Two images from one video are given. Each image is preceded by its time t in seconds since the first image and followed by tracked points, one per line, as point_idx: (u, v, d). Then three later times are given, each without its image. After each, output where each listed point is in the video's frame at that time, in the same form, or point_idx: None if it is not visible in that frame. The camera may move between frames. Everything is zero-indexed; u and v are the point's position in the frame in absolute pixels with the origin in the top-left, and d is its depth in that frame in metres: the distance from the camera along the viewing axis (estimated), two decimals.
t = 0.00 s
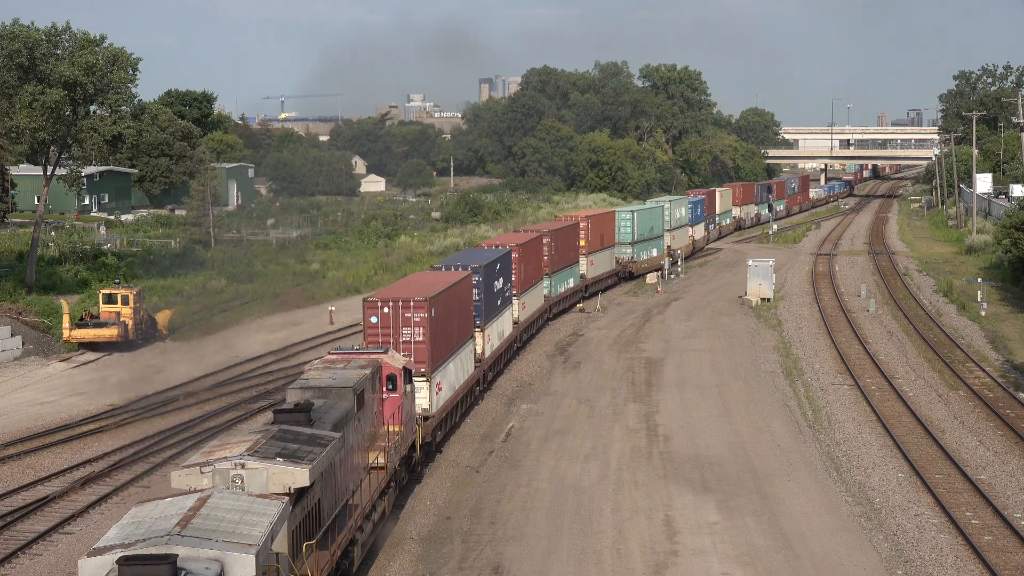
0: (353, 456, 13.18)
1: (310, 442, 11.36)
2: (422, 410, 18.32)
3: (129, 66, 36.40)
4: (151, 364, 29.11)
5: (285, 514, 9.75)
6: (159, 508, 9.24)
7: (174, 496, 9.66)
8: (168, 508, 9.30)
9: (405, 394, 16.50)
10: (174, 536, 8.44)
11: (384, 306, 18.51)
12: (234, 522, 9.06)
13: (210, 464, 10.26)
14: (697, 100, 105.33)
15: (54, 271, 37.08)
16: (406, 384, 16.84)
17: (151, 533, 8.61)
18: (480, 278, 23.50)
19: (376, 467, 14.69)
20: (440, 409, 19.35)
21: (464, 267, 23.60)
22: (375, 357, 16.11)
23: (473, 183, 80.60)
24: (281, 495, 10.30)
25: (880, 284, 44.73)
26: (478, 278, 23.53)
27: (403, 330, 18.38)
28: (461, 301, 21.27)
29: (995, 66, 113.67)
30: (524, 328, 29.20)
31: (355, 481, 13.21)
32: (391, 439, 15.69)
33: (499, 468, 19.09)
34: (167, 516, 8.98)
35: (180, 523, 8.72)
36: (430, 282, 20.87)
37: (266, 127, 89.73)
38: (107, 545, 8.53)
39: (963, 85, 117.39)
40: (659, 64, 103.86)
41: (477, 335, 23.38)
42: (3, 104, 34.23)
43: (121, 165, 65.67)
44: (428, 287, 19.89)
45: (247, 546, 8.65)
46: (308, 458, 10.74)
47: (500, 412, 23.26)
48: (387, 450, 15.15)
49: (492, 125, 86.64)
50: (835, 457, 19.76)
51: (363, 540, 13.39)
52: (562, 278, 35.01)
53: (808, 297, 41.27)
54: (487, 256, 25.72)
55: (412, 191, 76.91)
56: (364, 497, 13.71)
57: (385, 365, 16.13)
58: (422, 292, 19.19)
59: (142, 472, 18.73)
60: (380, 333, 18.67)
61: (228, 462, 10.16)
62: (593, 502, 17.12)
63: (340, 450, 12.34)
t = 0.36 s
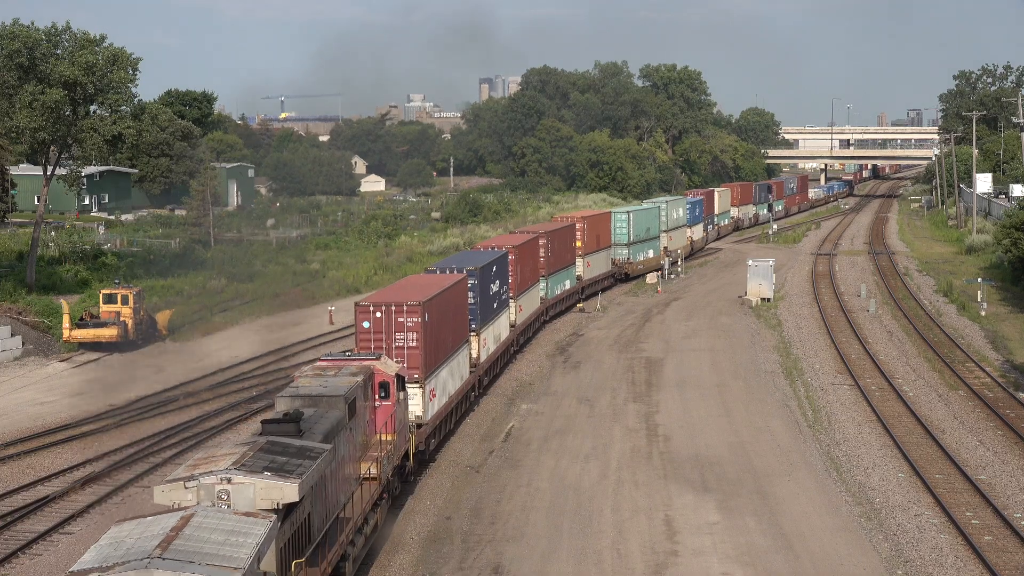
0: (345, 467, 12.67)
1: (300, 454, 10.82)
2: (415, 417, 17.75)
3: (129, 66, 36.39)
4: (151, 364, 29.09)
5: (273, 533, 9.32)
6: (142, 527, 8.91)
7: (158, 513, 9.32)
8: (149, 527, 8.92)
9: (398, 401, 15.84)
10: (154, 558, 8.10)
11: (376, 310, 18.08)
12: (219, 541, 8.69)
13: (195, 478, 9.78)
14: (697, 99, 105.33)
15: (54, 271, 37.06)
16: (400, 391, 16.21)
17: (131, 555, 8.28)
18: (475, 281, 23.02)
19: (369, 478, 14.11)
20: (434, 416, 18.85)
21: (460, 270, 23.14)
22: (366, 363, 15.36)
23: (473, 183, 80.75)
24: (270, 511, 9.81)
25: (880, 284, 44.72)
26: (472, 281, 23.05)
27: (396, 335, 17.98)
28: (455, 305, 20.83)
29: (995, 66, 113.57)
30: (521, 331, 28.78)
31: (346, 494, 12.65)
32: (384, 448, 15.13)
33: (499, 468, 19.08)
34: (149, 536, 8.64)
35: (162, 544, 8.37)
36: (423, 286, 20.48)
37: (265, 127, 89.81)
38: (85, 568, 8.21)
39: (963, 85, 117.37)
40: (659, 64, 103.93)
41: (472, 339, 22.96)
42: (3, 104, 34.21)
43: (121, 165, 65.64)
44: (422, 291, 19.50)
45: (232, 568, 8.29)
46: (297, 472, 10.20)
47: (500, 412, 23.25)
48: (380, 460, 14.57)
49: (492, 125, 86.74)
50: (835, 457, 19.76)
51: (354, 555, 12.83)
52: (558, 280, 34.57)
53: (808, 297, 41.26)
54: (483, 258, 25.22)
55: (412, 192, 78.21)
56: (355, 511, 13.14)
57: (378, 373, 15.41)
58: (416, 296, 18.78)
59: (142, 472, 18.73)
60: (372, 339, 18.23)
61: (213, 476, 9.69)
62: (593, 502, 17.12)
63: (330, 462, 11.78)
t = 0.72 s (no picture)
0: (335, 479, 12.32)
1: (288, 468, 10.36)
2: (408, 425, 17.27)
3: (129, 66, 36.40)
4: (151, 364, 29.10)
5: (259, 555, 8.85)
6: (120, 549, 8.44)
7: (138, 534, 8.84)
8: (128, 548, 8.46)
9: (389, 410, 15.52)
10: None
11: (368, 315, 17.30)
12: (201, 564, 8.23)
13: (177, 495, 9.29)
14: (697, 100, 105.33)
15: (54, 271, 37.06)
16: (392, 399, 15.79)
17: None
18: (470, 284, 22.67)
19: (360, 490, 13.69)
20: (428, 423, 18.22)
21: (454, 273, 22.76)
22: (359, 371, 15.17)
23: (473, 183, 80.98)
24: (257, 529, 9.33)
25: (880, 284, 44.75)
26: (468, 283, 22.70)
27: (388, 341, 17.22)
28: (449, 308, 20.15)
29: (995, 66, 113.59)
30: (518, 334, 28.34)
31: (337, 506, 12.25)
32: (376, 458, 14.73)
33: (499, 468, 19.10)
34: (128, 559, 8.17)
35: (140, 568, 7.90)
36: (417, 289, 19.74)
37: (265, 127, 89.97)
38: None
39: (963, 85, 117.38)
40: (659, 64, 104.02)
41: (467, 344, 22.38)
42: (3, 104, 34.19)
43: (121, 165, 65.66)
44: (415, 295, 18.75)
45: None
46: (285, 488, 9.74)
47: (500, 412, 23.27)
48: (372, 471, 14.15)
49: (492, 125, 86.83)
50: (835, 457, 19.77)
51: (345, 570, 12.41)
52: (555, 282, 34.08)
53: (808, 297, 41.28)
54: (476, 260, 24.76)
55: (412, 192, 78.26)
56: (346, 524, 12.72)
57: (370, 380, 15.12)
58: (408, 300, 18.02)
59: (142, 472, 18.74)
60: (363, 344, 17.44)
61: (197, 493, 9.22)
62: (593, 502, 17.13)
63: (321, 474, 11.41)
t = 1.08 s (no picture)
0: (325, 493, 11.92)
1: (276, 484, 9.97)
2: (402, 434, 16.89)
3: (129, 66, 36.42)
4: (151, 364, 29.07)
5: None
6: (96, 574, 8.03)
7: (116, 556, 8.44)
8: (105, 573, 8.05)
9: (384, 418, 15.02)
10: None
11: (359, 320, 16.99)
12: None
13: (158, 512, 8.87)
14: (697, 100, 105.32)
15: (54, 271, 37.04)
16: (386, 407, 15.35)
17: None
18: (463, 288, 22.18)
19: (352, 502, 13.29)
20: (422, 431, 17.86)
21: (448, 276, 22.28)
22: (350, 379, 14.62)
23: (473, 183, 81.20)
24: (241, 550, 8.92)
25: (880, 284, 44.78)
26: (462, 288, 22.22)
27: (380, 347, 16.90)
28: (443, 313, 19.81)
29: (995, 66, 113.57)
30: (514, 338, 27.79)
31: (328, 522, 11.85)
32: (368, 468, 14.32)
33: (499, 468, 19.10)
34: None
35: None
36: (410, 294, 19.41)
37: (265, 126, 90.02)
38: None
39: (963, 85, 117.40)
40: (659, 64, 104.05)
41: (462, 349, 22.01)
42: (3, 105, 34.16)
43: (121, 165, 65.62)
44: (408, 299, 18.44)
45: None
46: (271, 506, 9.33)
47: (500, 412, 23.28)
48: (364, 482, 13.73)
49: (493, 125, 86.97)
50: (835, 457, 19.77)
51: None
52: (551, 285, 33.35)
53: (808, 297, 41.30)
54: (473, 262, 24.31)
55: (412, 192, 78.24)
56: (337, 540, 12.33)
57: (361, 389, 14.53)
58: (401, 305, 17.72)
59: (143, 472, 18.74)
60: (354, 351, 17.13)
61: (180, 511, 8.81)
62: (593, 502, 17.13)
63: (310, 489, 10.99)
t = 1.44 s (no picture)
0: (315, 506, 11.38)
1: (262, 501, 9.54)
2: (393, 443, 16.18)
3: (128, 66, 36.45)
4: (151, 364, 29.06)
5: None
6: None
7: None
8: None
9: (376, 427, 14.38)
10: None
11: (351, 325, 16.29)
12: None
13: (138, 533, 8.52)
14: (697, 100, 105.33)
15: (54, 271, 37.04)
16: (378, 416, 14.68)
17: None
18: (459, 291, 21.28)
19: (343, 516, 12.66)
20: (416, 439, 17.13)
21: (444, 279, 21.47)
22: (341, 388, 13.85)
23: (473, 183, 81.35)
24: (225, 572, 8.57)
25: (880, 284, 44.76)
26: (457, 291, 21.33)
27: (372, 352, 16.18)
28: (439, 317, 19.09)
29: (995, 66, 113.52)
30: (511, 343, 27.00)
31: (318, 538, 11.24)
32: (361, 480, 13.69)
33: (499, 468, 19.09)
34: None
35: None
36: (405, 298, 18.74)
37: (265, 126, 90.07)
38: None
39: (963, 85, 117.38)
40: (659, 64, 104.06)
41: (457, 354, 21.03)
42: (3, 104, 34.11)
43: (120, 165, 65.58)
44: (402, 304, 17.76)
45: None
46: (257, 525, 8.92)
47: (500, 412, 23.24)
48: (356, 495, 13.10)
49: (493, 125, 87.01)
50: (835, 457, 19.76)
51: None
52: (548, 287, 32.57)
53: (808, 297, 41.27)
54: (469, 265, 23.47)
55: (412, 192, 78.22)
56: (328, 556, 11.70)
57: (353, 398, 13.83)
58: (394, 309, 17.00)
59: (142, 472, 18.74)
60: (346, 357, 16.42)
61: (161, 531, 8.47)
62: (593, 502, 17.12)
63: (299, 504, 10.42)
